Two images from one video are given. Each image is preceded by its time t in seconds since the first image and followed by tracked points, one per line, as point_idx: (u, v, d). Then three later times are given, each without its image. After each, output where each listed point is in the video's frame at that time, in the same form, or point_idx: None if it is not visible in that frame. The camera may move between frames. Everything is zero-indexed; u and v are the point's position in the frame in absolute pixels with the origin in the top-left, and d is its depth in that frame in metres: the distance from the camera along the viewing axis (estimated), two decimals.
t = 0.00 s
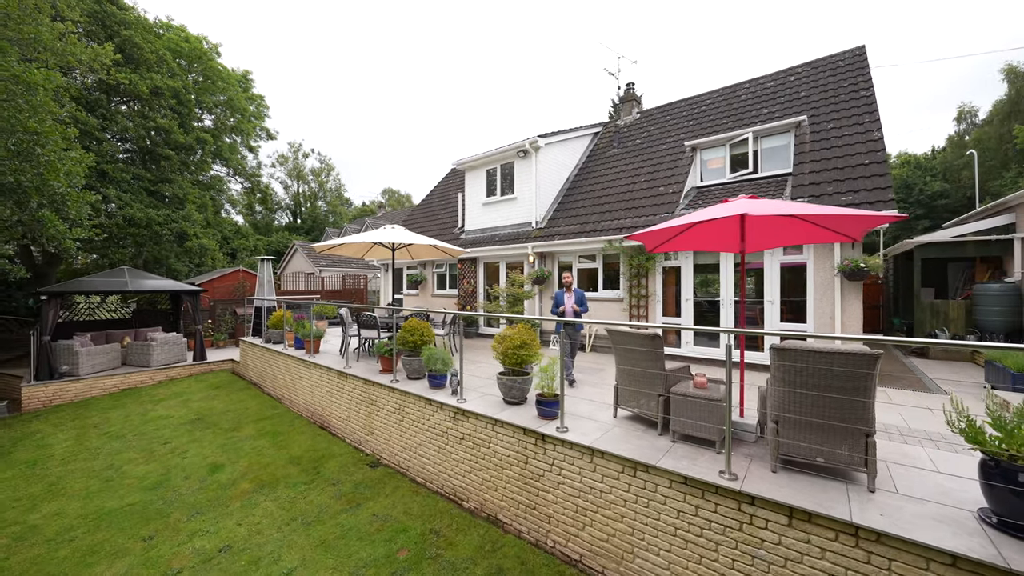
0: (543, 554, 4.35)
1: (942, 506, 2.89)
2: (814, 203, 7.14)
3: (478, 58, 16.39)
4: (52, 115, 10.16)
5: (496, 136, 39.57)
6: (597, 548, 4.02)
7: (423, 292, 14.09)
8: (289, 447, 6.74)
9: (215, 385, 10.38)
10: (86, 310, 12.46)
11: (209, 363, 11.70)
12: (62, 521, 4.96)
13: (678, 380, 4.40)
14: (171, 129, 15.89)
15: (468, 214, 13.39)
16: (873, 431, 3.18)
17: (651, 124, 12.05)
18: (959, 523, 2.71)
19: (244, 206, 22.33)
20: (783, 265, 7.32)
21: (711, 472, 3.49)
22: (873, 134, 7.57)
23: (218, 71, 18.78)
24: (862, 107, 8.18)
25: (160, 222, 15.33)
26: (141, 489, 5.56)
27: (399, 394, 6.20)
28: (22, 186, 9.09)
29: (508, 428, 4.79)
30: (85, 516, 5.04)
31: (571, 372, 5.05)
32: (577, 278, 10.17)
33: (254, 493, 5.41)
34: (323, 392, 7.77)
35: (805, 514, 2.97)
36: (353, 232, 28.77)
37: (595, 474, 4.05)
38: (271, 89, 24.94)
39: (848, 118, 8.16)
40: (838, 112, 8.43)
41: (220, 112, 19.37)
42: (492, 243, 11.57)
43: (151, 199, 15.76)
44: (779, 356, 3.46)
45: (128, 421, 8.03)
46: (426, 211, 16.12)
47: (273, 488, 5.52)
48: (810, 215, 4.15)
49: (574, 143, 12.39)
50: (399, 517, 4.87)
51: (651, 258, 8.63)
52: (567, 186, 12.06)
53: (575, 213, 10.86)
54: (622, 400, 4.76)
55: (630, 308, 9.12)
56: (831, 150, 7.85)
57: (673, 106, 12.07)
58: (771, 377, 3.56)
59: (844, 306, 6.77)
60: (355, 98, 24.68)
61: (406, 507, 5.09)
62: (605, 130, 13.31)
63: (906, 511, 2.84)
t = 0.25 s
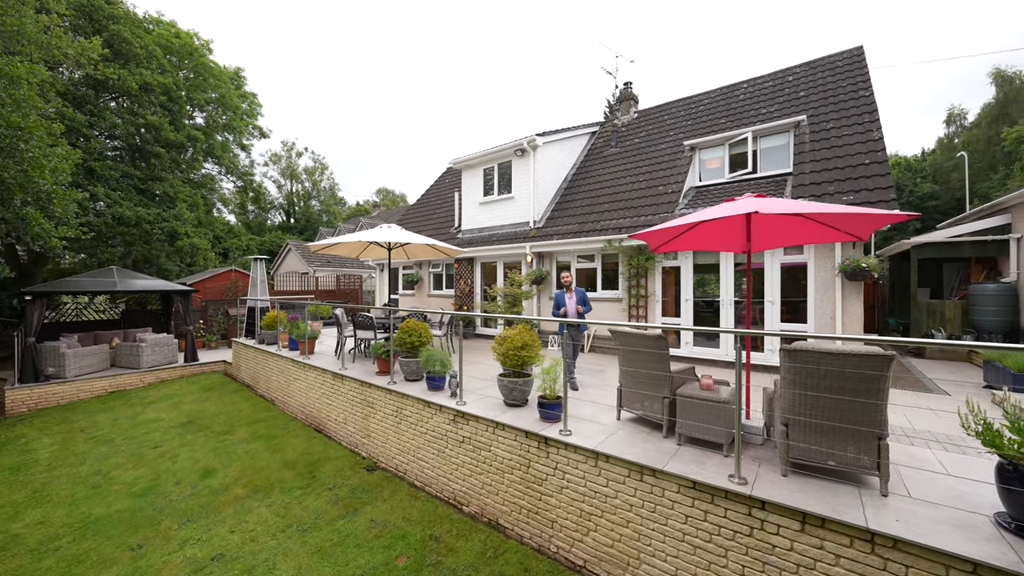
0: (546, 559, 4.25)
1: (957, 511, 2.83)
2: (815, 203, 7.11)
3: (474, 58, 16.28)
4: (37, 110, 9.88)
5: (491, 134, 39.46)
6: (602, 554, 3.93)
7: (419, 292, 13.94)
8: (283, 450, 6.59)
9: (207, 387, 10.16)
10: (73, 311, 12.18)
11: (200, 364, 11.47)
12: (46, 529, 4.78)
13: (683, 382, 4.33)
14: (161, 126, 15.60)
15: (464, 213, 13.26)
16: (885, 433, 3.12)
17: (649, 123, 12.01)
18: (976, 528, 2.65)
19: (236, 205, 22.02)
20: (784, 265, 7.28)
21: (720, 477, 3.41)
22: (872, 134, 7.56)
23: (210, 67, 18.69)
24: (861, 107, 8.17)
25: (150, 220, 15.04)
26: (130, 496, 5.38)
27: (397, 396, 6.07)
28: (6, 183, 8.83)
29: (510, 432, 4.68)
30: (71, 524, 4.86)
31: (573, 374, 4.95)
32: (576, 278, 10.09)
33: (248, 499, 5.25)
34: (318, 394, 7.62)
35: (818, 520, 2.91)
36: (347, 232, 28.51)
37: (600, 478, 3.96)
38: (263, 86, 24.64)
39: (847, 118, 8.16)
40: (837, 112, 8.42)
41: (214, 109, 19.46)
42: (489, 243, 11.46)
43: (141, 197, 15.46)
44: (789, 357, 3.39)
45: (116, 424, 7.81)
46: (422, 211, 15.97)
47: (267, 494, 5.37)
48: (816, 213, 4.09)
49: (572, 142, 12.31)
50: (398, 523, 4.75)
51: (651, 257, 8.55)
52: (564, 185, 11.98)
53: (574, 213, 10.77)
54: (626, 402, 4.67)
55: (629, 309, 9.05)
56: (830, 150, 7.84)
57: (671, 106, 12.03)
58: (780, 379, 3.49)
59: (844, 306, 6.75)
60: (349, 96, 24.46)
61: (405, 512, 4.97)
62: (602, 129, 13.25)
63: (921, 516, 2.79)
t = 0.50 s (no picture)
0: (549, 565, 4.17)
1: (971, 515, 2.79)
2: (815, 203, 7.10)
3: (471, 57, 16.17)
4: (21, 105, 9.61)
5: (487, 133, 39.34)
6: (607, 560, 3.86)
7: (415, 292, 13.79)
8: (278, 454, 6.44)
9: (199, 389, 9.95)
10: (59, 311, 11.88)
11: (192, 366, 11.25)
12: (29, 539, 4.60)
13: (688, 384, 4.26)
14: (151, 123, 15.30)
15: (461, 212, 13.15)
16: (898, 436, 3.07)
17: (647, 123, 11.98)
18: (993, 533, 2.61)
19: (228, 204, 21.71)
20: (784, 265, 7.26)
21: (729, 481, 3.35)
22: (871, 134, 7.57)
23: (202, 64, 18.43)
24: (859, 108, 8.19)
25: (140, 219, 14.75)
26: (119, 503, 5.21)
27: (395, 399, 5.95)
28: None
29: (512, 435, 4.59)
30: (57, 533, 4.68)
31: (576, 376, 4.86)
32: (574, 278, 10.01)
33: (242, 505, 5.11)
34: (313, 396, 7.47)
35: (832, 525, 2.85)
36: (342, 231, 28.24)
37: (605, 483, 3.88)
38: (256, 84, 24.32)
39: (846, 118, 8.16)
40: (835, 112, 8.42)
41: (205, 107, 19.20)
42: (487, 242, 11.36)
43: (130, 195, 15.15)
44: (800, 359, 3.32)
45: (105, 428, 7.60)
46: (418, 210, 15.83)
47: (261, 500, 5.22)
48: (822, 214, 4.06)
49: (569, 141, 12.24)
50: (397, 529, 4.64)
51: (650, 257, 8.49)
52: (562, 185, 11.90)
53: (572, 212, 10.70)
54: (630, 404, 4.60)
55: (629, 309, 8.99)
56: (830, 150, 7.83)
57: (669, 106, 12.00)
58: (790, 381, 3.43)
59: (844, 306, 6.74)
60: (344, 95, 24.22)
61: (404, 518, 4.85)
62: (600, 129, 13.20)
63: (936, 521, 2.74)
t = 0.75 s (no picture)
0: (553, 571, 4.09)
1: (986, 519, 2.75)
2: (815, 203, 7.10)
3: (467, 56, 16.08)
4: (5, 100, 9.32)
5: (481, 133, 39.24)
6: (613, 566, 3.79)
7: (411, 292, 13.66)
8: (273, 458, 6.29)
9: (190, 392, 9.74)
10: (45, 312, 11.59)
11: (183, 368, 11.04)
12: (13, 549, 4.42)
13: (694, 385, 4.21)
14: (141, 120, 14.99)
15: (458, 212, 13.04)
16: (910, 439, 3.03)
17: (644, 123, 11.97)
18: (1009, 536, 2.57)
19: (220, 203, 21.40)
20: (784, 265, 7.24)
21: (739, 485, 3.29)
22: (870, 135, 7.59)
23: (193, 61, 18.15)
24: (857, 109, 8.21)
25: (129, 218, 14.45)
26: (108, 511, 5.04)
27: (393, 401, 5.84)
28: None
29: (515, 438, 4.50)
30: (42, 543, 4.51)
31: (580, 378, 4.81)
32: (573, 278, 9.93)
33: (236, 512, 4.97)
34: (309, 399, 7.33)
35: (847, 530, 2.80)
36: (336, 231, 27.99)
37: (612, 487, 3.81)
38: (248, 82, 24.00)
39: (844, 119, 8.19)
40: (834, 113, 8.44)
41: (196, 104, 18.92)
42: (484, 242, 11.27)
43: (119, 194, 14.84)
44: (811, 361, 3.27)
45: (93, 433, 7.39)
46: (414, 210, 15.69)
47: (256, 506, 5.08)
48: (829, 213, 4.02)
49: (567, 141, 12.19)
50: (397, 535, 4.53)
51: (650, 257, 8.44)
52: (560, 185, 11.85)
53: (570, 212, 10.64)
54: (635, 406, 4.54)
55: (628, 309, 8.94)
56: (829, 151, 7.83)
57: (667, 106, 11.98)
58: (800, 382, 3.38)
59: (845, 307, 6.75)
60: (338, 93, 24.00)
61: (404, 524, 4.75)
62: (597, 129, 13.17)
63: (951, 525, 2.70)
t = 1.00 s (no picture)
0: None
1: (998, 521, 2.72)
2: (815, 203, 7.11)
3: (464, 55, 16.00)
4: None
5: (476, 132, 39.13)
6: (619, 571, 3.73)
7: (408, 293, 13.53)
8: (269, 462, 6.17)
9: (182, 394, 9.55)
10: (31, 313, 11.32)
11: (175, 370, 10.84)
12: None
13: (699, 386, 4.16)
14: (131, 117, 14.70)
15: (455, 211, 12.95)
16: (920, 440, 3.00)
17: (642, 123, 11.96)
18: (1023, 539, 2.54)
19: (212, 202, 21.10)
20: (784, 265, 7.25)
21: (749, 488, 3.24)
22: (868, 135, 7.62)
23: (184, 57, 17.88)
24: (855, 110, 8.25)
25: (119, 216, 14.17)
26: (97, 518, 4.88)
27: (392, 403, 5.74)
28: None
29: (517, 441, 4.43)
30: (29, 552, 4.36)
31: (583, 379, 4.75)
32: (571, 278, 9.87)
33: (231, 519, 4.84)
34: (305, 401, 7.20)
35: (859, 534, 2.76)
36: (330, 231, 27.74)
37: (618, 490, 3.75)
38: (241, 80, 23.71)
39: (843, 120, 8.22)
40: (832, 114, 8.47)
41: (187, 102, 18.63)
42: (482, 242, 11.19)
43: (108, 192, 14.56)
44: (819, 361, 3.24)
45: (81, 437, 7.20)
46: (410, 209, 15.57)
47: (251, 513, 4.95)
48: (835, 213, 4.00)
49: (565, 141, 12.15)
50: (398, 540, 4.44)
51: (650, 257, 8.41)
52: (558, 184, 11.81)
53: (569, 212, 10.59)
54: (639, 407, 4.49)
55: (627, 310, 8.91)
56: (827, 151, 7.85)
57: (664, 106, 11.99)
58: (809, 383, 3.34)
59: (844, 307, 6.76)
60: (332, 92, 23.79)
61: (404, 529, 4.66)
62: (595, 129, 13.15)
63: (964, 528, 2.66)
